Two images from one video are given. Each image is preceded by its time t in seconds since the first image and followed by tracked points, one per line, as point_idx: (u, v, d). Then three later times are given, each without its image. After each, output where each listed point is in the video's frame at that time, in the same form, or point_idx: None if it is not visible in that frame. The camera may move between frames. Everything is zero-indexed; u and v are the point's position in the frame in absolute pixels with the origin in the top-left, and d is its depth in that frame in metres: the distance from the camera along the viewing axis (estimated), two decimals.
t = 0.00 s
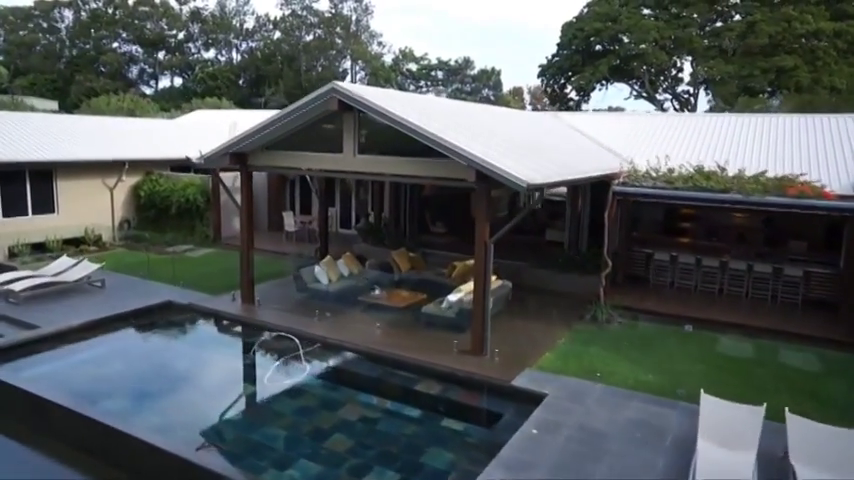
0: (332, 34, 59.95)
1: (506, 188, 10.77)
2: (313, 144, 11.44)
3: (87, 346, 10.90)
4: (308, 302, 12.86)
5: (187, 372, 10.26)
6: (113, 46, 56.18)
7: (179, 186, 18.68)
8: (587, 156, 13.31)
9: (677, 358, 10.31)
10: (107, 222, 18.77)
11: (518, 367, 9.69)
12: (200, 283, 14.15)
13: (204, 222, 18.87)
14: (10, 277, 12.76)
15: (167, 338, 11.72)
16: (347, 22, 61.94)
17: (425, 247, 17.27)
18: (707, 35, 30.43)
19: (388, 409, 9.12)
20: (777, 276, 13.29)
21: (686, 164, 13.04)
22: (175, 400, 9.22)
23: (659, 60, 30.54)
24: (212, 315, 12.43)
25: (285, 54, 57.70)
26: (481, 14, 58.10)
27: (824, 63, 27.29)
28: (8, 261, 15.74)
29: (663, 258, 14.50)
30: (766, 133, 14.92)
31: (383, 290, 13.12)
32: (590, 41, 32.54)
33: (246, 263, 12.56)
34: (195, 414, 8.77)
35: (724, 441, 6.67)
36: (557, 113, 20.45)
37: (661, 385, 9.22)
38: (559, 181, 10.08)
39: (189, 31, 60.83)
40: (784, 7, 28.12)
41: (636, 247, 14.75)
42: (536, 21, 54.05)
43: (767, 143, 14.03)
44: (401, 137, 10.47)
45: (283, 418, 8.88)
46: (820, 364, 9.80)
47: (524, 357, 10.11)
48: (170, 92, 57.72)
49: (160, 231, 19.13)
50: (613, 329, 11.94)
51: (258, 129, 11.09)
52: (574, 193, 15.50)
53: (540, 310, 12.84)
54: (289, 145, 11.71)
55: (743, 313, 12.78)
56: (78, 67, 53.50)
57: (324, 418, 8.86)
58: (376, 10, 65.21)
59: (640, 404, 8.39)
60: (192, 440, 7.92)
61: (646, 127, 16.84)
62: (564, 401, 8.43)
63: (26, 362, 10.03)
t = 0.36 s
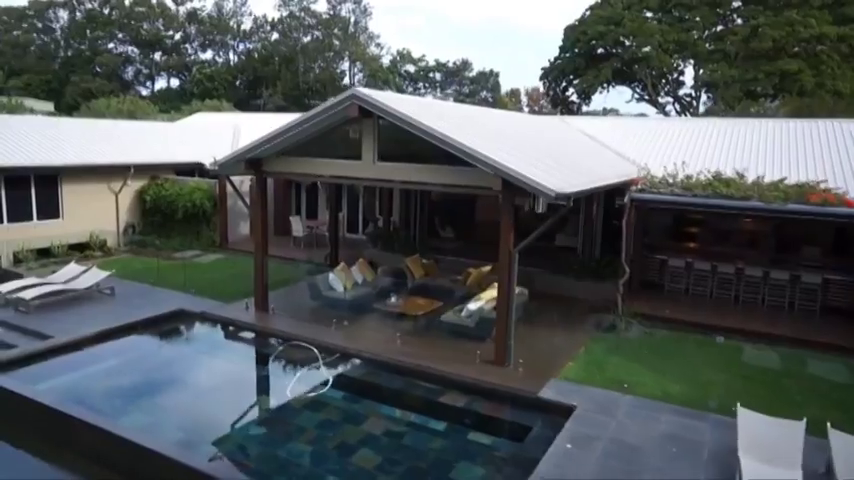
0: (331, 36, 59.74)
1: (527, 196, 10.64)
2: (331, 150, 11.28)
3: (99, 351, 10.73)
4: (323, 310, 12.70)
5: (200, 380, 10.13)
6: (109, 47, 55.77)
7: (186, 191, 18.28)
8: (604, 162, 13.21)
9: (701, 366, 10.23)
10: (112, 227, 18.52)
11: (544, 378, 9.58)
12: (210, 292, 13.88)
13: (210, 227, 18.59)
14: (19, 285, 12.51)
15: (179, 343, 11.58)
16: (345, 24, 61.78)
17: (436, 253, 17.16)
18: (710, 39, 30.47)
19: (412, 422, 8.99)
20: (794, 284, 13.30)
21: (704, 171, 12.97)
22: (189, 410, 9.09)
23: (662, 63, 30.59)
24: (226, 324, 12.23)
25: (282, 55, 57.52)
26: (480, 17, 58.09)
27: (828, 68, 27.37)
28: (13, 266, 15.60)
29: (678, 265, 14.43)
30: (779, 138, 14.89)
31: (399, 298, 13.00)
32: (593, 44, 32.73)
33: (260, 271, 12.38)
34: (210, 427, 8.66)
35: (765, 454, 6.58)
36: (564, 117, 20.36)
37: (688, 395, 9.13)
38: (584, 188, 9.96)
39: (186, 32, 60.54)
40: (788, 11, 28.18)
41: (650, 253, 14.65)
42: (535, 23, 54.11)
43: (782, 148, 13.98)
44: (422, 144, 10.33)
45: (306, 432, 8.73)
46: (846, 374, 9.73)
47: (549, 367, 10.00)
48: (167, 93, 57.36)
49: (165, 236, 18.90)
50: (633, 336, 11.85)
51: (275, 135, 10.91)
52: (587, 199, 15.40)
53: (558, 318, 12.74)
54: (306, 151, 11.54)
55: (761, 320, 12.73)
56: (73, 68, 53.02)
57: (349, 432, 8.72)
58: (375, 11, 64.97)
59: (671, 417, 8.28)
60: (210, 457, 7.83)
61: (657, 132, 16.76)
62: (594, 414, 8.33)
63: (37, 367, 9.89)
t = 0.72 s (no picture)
0: (321, 37, 59.49)
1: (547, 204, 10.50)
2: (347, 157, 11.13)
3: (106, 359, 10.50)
4: (337, 319, 12.55)
5: (212, 392, 9.99)
6: (95, 47, 54.92)
7: (188, 196, 17.92)
8: (618, 169, 13.20)
9: (723, 373, 10.24)
10: (111, 234, 18.18)
11: (569, 386, 9.54)
12: (220, 300, 13.63)
13: (213, 233, 18.28)
14: (25, 296, 12.22)
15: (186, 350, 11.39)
16: (336, 25, 61.61)
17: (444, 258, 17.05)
18: (705, 41, 30.69)
19: (439, 435, 8.89)
20: (804, 288, 13.39)
21: (717, 177, 13.01)
22: (205, 425, 8.97)
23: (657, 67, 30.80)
24: (239, 334, 12.00)
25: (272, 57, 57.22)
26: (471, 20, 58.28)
27: (821, 72, 27.79)
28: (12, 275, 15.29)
29: (688, 269, 14.48)
30: (787, 143, 15.00)
31: (414, 306, 12.91)
32: (589, 47, 32.91)
33: (273, 280, 12.18)
34: (226, 440, 8.60)
35: (806, 466, 6.57)
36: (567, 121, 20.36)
37: (713, 403, 9.13)
38: (608, 195, 9.92)
39: (173, 33, 59.91)
40: (781, 15, 28.52)
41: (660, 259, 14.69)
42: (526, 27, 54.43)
43: (791, 154, 14.08)
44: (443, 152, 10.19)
45: (332, 446, 8.60)
46: None
47: (572, 375, 9.96)
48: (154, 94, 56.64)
49: (166, 242, 18.61)
50: (649, 342, 11.85)
51: (291, 142, 10.74)
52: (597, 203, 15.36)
53: (572, 324, 12.72)
54: (323, 158, 11.39)
55: (775, 325, 12.80)
56: (58, 69, 52.11)
57: (375, 446, 8.59)
58: (366, 13, 64.88)
59: (702, 426, 8.27)
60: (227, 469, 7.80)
61: (664, 138, 16.81)
62: (624, 425, 8.30)
63: (44, 377, 9.63)
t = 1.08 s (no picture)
0: (303, 38, 59.11)
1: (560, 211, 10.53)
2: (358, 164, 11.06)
3: (111, 370, 10.29)
4: (345, 327, 12.42)
5: (222, 406, 9.83)
6: (70, 47, 53.61)
7: (183, 202, 17.60)
8: (622, 176, 13.34)
9: (733, 377, 10.39)
10: (102, 240, 17.75)
11: (586, 394, 9.57)
12: (222, 308, 13.40)
13: (207, 239, 17.98)
14: (23, 307, 11.88)
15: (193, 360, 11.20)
16: (318, 26, 61.30)
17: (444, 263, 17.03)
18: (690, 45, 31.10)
19: (459, 445, 8.84)
20: (803, 292, 13.67)
21: (719, 183, 13.22)
22: (217, 439, 8.81)
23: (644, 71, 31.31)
24: (245, 344, 11.81)
25: (253, 58, 56.64)
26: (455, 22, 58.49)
27: (802, 77, 28.50)
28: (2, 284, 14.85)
29: (688, 274, 14.68)
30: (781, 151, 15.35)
31: (422, 313, 12.86)
32: (577, 51, 33.34)
33: (280, 288, 11.99)
34: (238, 456, 8.46)
35: (837, 471, 6.68)
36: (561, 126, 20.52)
37: (729, 408, 9.24)
38: (623, 203, 9.98)
39: (152, 33, 58.88)
40: (764, 21, 29.13)
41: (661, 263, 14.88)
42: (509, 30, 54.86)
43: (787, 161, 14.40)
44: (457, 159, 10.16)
45: (352, 459, 8.49)
46: None
47: (588, 381, 10.00)
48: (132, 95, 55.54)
49: (159, 248, 18.26)
50: (657, 347, 11.97)
51: (302, 149, 10.64)
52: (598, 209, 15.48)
53: (580, 330, 12.78)
54: (332, 165, 11.29)
55: (776, 328, 13.04)
56: (31, 69, 50.75)
57: (397, 459, 8.50)
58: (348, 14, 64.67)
59: (722, 432, 8.36)
60: None
61: (660, 144, 17.06)
62: (646, 432, 8.36)
63: (48, 387, 9.41)
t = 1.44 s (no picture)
0: (282, 38, 58.62)
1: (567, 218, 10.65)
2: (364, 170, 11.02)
3: (113, 382, 10.04)
4: (348, 333, 12.35)
5: (230, 417, 9.65)
6: (39, 45, 52.04)
7: (173, 207, 17.32)
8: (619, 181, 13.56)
9: (734, 379, 10.63)
10: (89, 246, 17.33)
11: (595, 398, 9.68)
12: (220, 316, 13.20)
13: (198, 244, 17.70)
14: (16, 317, 11.56)
15: (196, 369, 11.02)
16: (297, 27, 60.94)
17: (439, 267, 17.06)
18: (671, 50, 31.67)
19: (472, 452, 8.86)
20: (793, 293, 14.05)
21: (713, 188, 13.54)
22: (225, 450, 8.68)
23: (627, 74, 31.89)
24: (247, 352, 11.65)
25: (230, 58, 55.89)
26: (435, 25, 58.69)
27: (779, 82, 29.26)
28: None
29: (682, 276, 14.96)
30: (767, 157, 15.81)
31: (424, 318, 12.85)
32: (560, 54, 33.75)
33: (283, 295, 11.87)
34: (246, 466, 8.36)
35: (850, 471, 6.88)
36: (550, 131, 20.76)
37: (734, 410, 9.44)
38: (628, 209, 10.14)
39: (125, 32, 57.63)
40: (743, 27, 29.84)
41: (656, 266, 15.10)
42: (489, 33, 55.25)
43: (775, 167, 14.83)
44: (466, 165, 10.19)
45: (367, 467, 8.44)
46: None
47: (596, 385, 10.12)
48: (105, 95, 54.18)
49: (148, 254, 17.93)
50: (657, 350, 12.17)
51: (308, 155, 10.57)
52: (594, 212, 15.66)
53: (580, 333, 12.92)
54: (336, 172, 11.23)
55: (769, 329, 13.37)
56: None
57: (412, 466, 8.48)
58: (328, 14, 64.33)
59: (732, 434, 8.53)
60: None
61: (650, 150, 17.40)
62: (659, 436, 8.50)
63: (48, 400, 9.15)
